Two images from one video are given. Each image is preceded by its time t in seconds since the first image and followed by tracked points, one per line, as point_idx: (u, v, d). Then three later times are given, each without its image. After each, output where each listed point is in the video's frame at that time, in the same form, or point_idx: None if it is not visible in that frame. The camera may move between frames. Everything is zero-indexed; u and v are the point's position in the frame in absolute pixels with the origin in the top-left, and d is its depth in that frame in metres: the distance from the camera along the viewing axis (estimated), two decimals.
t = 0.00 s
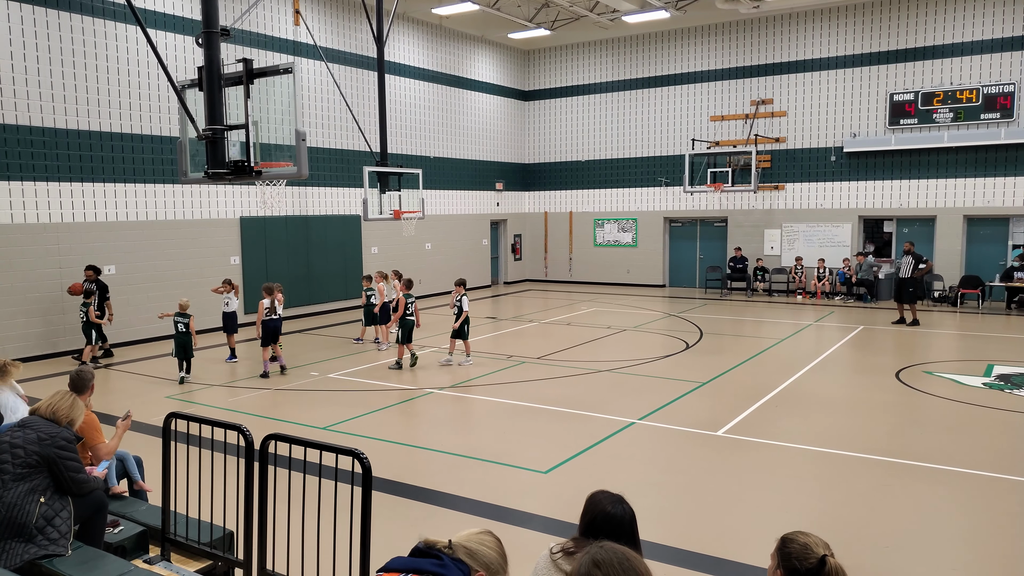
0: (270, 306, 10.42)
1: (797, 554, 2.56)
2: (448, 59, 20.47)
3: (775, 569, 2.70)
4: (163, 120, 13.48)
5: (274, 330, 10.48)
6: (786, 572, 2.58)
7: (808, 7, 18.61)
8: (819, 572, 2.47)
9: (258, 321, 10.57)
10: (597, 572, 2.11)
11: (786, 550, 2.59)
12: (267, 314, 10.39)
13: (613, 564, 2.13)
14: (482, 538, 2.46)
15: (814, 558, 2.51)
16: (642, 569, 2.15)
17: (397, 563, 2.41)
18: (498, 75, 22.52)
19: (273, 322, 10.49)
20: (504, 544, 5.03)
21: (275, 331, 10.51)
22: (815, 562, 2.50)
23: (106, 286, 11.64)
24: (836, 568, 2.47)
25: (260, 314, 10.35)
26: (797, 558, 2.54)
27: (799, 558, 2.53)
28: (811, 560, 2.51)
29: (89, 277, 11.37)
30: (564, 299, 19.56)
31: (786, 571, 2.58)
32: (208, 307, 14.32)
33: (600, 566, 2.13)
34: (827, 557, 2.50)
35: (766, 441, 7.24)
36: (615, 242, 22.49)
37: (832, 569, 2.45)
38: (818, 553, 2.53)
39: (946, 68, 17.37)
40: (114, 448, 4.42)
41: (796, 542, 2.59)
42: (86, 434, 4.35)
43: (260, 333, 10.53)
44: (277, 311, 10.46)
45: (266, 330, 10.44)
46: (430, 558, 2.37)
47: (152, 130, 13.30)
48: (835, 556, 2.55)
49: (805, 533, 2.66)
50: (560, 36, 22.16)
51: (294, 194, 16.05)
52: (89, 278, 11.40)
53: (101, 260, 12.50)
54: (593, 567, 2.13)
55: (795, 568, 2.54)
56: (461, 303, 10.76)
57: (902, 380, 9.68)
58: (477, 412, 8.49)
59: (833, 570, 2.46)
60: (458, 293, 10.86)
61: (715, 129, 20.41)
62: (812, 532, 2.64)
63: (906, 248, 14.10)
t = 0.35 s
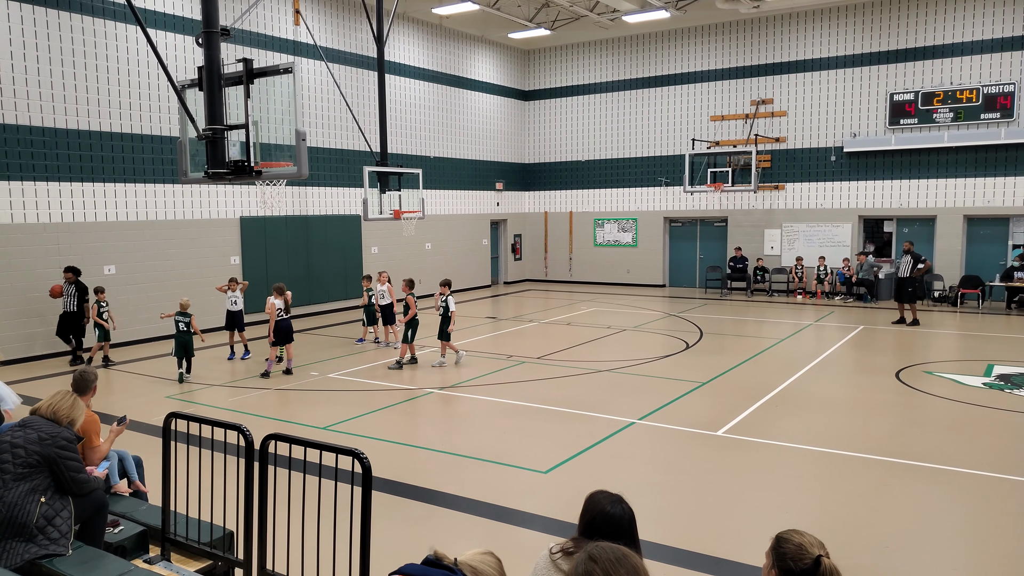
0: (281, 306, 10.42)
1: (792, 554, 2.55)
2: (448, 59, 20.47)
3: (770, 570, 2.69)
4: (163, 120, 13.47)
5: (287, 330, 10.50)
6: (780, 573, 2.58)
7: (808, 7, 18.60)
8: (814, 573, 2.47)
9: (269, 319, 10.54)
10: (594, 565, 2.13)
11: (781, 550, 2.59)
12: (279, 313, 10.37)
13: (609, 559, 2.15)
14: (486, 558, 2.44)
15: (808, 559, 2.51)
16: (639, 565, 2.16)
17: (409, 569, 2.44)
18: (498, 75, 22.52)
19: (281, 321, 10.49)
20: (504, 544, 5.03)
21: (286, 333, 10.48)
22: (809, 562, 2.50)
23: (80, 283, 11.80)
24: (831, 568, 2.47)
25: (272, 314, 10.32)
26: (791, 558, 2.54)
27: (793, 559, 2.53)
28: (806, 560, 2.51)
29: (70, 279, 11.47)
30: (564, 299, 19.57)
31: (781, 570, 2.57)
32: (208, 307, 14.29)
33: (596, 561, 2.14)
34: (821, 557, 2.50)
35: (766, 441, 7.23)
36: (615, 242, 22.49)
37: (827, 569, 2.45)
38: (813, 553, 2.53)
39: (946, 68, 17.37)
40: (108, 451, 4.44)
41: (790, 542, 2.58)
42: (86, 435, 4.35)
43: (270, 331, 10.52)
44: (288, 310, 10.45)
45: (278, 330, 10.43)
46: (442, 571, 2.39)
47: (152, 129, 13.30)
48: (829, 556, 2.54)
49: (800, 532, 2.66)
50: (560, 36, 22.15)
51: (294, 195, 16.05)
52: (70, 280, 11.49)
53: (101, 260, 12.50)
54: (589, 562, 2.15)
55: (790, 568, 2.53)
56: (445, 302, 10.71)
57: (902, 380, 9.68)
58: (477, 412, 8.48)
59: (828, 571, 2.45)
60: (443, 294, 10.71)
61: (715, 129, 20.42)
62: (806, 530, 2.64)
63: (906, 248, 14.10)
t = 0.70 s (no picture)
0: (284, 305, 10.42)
1: (792, 555, 2.55)
2: (448, 59, 20.47)
3: (769, 570, 2.69)
4: (163, 120, 13.47)
5: (291, 329, 10.48)
6: (780, 574, 2.58)
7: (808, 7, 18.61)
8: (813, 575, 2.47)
9: (272, 319, 10.54)
10: (602, 561, 2.11)
11: (780, 551, 2.59)
12: (283, 313, 10.40)
13: (616, 555, 2.14)
14: None
15: (808, 561, 2.50)
16: (645, 560, 2.15)
17: None
18: (498, 75, 22.52)
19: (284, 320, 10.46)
20: (504, 544, 5.04)
21: (291, 333, 10.47)
22: (809, 564, 2.50)
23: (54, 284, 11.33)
24: (831, 570, 2.46)
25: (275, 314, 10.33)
26: (791, 560, 2.54)
27: (793, 560, 2.53)
28: (806, 562, 2.51)
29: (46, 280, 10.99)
30: (563, 299, 19.56)
31: (781, 572, 2.57)
32: (208, 307, 14.30)
33: (603, 556, 2.13)
34: (822, 558, 2.50)
35: (766, 441, 7.24)
36: (615, 242, 22.49)
37: (826, 570, 2.45)
38: (813, 554, 2.52)
39: (946, 68, 17.37)
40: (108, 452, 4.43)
41: (791, 543, 2.58)
42: (86, 435, 4.35)
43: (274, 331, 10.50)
44: (292, 309, 10.49)
45: (282, 330, 10.42)
46: None
47: (152, 130, 13.30)
48: (830, 557, 2.54)
49: (800, 532, 2.65)
50: (560, 36, 22.16)
51: (294, 195, 16.06)
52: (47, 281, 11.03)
53: (101, 260, 12.51)
54: (596, 557, 2.14)
55: (789, 570, 2.53)
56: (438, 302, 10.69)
57: (902, 380, 9.68)
58: (477, 412, 8.49)
59: (828, 572, 2.45)
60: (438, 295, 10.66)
61: (715, 129, 20.42)
62: (804, 529, 2.64)
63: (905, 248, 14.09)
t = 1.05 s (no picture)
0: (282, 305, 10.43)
1: (789, 552, 2.55)
2: (448, 59, 20.47)
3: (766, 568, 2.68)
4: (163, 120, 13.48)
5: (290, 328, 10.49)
6: (778, 571, 2.58)
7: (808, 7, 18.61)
8: (810, 571, 2.47)
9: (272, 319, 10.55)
10: (620, 560, 2.09)
11: (777, 548, 2.58)
12: (282, 312, 10.39)
13: (634, 554, 2.12)
14: None
15: (805, 557, 2.50)
16: (663, 560, 2.13)
17: None
18: (498, 74, 22.52)
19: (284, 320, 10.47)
20: (504, 543, 5.03)
21: (290, 332, 10.48)
22: (806, 561, 2.49)
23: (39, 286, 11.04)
24: (828, 567, 2.46)
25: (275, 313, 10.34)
26: (788, 557, 2.53)
27: (790, 557, 2.53)
28: (803, 559, 2.50)
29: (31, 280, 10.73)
30: (563, 299, 19.56)
31: (778, 570, 2.57)
32: (208, 307, 14.30)
33: (621, 554, 2.12)
34: (818, 554, 2.49)
35: (766, 441, 7.23)
36: (615, 242, 22.49)
37: (823, 568, 2.44)
38: (810, 550, 2.52)
39: (946, 68, 17.36)
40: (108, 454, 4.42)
41: (787, 540, 2.57)
42: (86, 435, 4.35)
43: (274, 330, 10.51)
44: (291, 309, 10.48)
45: (282, 328, 10.42)
46: None
47: (152, 129, 13.30)
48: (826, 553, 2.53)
49: (796, 529, 2.65)
50: (561, 35, 22.16)
51: (294, 194, 16.06)
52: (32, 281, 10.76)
53: (101, 260, 12.52)
54: (615, 555, 2.12)
55: (786, 567, 2.53)
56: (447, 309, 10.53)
57: (902, 380, 9.68)
58: (477, 411, 8.48)
59: (824, 569, 2.45)
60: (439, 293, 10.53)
61: (715, 129, 20.41)
62: (800, 525, 2.64)
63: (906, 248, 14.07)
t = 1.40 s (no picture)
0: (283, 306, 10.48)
1: (787, 552, 2.54)
2: (448, 59, 20.47)
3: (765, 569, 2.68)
4: (163, 120, 13.47)
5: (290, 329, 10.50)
6: (776, 570, 2.58)
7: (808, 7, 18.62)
8: (809, 571, 2.46)
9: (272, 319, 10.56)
10: (622, 560, 2.09)
11: (776, 548, 2.58)
12: (283, 312, 10.39)
13: (637, 554, 2.12)
14: None
15: (803, 557, 2.50)
16: (665, 561, 2.13)
17: None
18: (498, 75, 22.52)
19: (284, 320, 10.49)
20: (504, 544, 5.03)
21: (290, 332, 10.48)
22: (804, 560, 2.49)
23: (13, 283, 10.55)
24: (826, 566, 2.45)
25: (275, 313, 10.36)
26: (786, 557, 2.53)
27: (788, 557, 2.52)
28: (800, 559, 2.50)
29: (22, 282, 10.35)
30: (563, 299, 19.57)
31: (778, 570, 2.56)
32: (207, 308, 14.29)
33: (624, 554, 2.12)
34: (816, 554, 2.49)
35: (766, 441, 7.23)
36: (615, 242, 22.49)
37: (821, 567, 2.44)
38: (808, 550, 2.52)
39: (946, 68, 17.37)
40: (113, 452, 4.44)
41: (785, 540, 2.57)
42: (88, 434, 4.37)
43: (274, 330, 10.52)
44: (292, 309, 10.50)
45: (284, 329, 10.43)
46: None
47: (152, 130, 13.30)
48: (824, 552, 2.53)
49: (795, 529, 2.64)
50: (560, 36, 22.17)
51: (294, 195, 16.05)
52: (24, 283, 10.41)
53: (101, 260, 12.51)
54: (617, 555, 2.12)
55: (785, 567, 2.53)
56: (463, 311, 10.44)
57: (902, 380, 9.68)
58: (477, 412, 8.48)
59: (822, 568, 2.44)
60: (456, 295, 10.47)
61: (715, 129, 20.42)
62: (799, 526, 2.62)
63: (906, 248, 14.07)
